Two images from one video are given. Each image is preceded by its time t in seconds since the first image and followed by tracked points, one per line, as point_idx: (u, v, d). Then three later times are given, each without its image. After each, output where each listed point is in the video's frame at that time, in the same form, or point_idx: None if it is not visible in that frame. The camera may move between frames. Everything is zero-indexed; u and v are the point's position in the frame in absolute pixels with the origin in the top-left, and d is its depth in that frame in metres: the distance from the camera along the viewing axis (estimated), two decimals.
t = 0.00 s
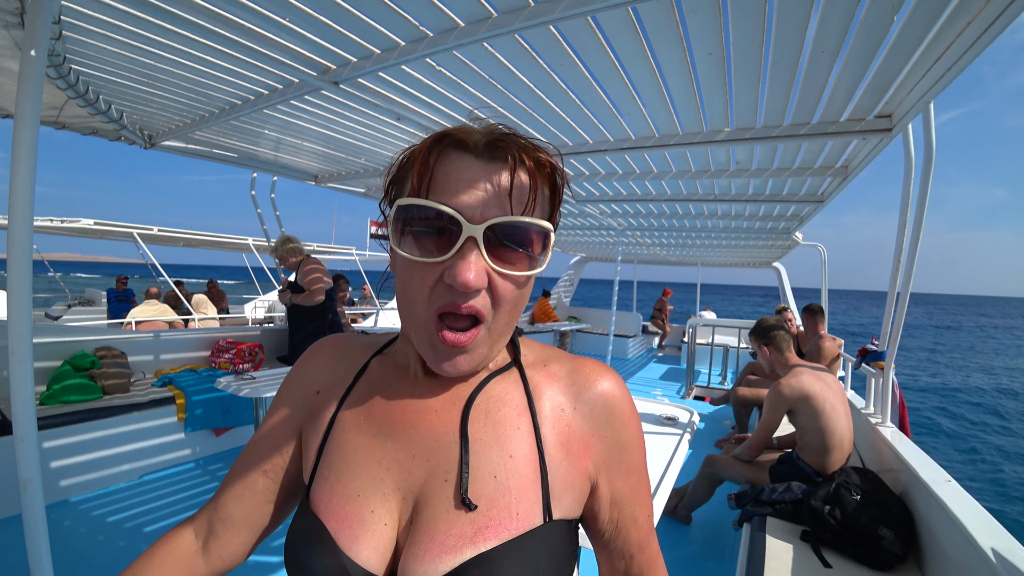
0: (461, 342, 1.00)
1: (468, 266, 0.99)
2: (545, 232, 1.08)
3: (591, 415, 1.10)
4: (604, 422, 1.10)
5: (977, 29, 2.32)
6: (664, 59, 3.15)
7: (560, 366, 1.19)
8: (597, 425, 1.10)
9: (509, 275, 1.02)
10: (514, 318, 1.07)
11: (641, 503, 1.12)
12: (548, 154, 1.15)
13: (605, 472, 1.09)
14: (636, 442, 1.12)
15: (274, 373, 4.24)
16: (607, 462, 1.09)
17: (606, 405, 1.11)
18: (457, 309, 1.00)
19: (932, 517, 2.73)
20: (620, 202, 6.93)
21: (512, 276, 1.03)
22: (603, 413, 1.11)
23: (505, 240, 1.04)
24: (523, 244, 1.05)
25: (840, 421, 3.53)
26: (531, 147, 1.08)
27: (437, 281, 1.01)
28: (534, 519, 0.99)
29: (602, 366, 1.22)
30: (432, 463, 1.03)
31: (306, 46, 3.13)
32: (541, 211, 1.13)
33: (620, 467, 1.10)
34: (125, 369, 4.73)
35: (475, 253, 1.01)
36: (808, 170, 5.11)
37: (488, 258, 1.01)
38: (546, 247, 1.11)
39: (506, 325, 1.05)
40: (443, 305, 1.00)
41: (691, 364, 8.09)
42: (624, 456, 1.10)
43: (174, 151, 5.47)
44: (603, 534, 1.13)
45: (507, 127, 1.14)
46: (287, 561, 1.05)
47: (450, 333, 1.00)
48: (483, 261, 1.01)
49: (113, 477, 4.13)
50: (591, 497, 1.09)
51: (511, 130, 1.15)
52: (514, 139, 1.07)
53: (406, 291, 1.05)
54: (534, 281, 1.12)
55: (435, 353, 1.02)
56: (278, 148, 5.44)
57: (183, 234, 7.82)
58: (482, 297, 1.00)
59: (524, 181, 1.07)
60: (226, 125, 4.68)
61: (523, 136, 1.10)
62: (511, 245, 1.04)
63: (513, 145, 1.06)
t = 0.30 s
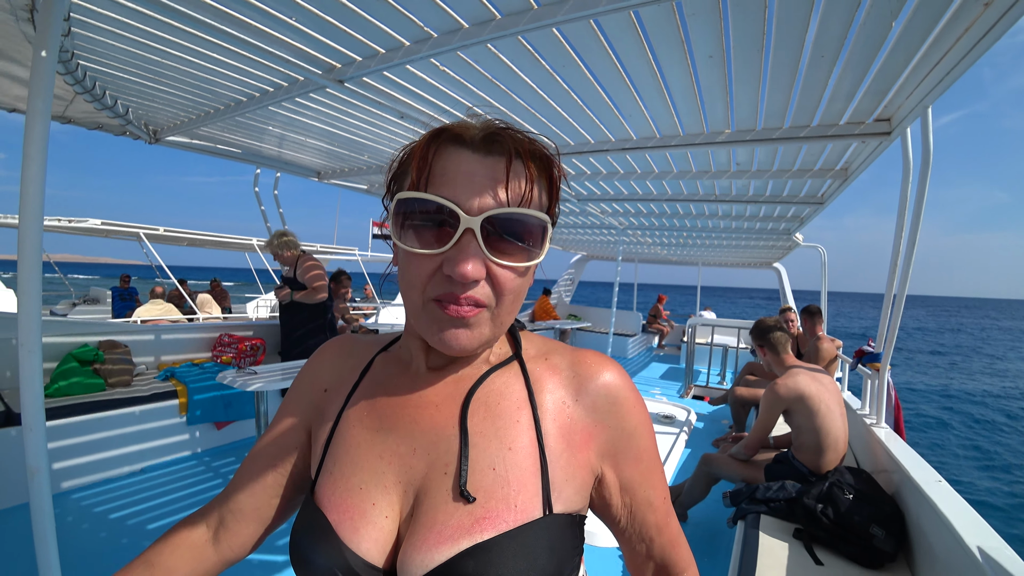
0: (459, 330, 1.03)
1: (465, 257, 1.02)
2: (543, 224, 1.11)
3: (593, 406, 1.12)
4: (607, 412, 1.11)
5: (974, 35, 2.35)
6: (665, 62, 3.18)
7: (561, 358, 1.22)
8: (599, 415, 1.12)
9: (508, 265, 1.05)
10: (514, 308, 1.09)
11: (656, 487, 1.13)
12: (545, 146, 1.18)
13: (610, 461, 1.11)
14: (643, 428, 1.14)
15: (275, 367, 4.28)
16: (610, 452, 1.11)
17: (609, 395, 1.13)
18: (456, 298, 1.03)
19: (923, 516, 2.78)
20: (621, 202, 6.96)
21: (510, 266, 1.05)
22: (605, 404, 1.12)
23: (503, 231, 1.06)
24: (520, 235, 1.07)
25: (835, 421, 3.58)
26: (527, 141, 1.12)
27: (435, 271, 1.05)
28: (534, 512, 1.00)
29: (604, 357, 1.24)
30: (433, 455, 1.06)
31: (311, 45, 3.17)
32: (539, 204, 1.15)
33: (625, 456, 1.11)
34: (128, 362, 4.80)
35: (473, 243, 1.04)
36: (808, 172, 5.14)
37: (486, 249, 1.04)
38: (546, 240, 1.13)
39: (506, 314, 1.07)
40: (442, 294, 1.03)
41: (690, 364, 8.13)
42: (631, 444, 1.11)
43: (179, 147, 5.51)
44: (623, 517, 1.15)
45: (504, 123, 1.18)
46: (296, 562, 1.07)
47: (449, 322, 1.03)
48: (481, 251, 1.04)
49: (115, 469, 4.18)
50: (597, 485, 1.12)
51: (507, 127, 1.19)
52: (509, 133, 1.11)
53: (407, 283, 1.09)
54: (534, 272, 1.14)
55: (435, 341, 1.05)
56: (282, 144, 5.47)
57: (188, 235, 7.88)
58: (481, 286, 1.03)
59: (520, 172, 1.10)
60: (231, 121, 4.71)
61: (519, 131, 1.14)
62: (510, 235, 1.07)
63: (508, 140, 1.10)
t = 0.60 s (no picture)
0: (470, 335, 1.07)
1: (475, 264, 1.05)
2: (553, 228, 1.13)
3: (603, 406, 1.13)
4: (617, 412, 1.12)
5: (968, 44, 2.41)
6: (664, 67, 3.22)
7: (571, 358, 1.23)
8: (609, 416, 1.12)
9: (518, 272, 1.08)
10: (523, 312, 1.12)
11: (657, 494, 1.15)
12: (556, 149, 1.19)
13: (619, 462, 1.11)
14: (652, 429, 1.14)
15: (274, 365, 4.30)
16: (620, 453, 1.11)
17: (619, 395, 1.13)
18: (466, 304, 1.06)
19: (913, 517, 2.83)
20: (620, 204, 7.00)
21: (520, 273, 1.08)
22: (615, 404, 1.13)
23: (513, 237, 1.09)
24: (530, 241, 1.10)
25: (829, 423, 3.61)
26: (536, 144, 1.13)
27: (445, 276, 1.08)
28: (544, 512, 1.01)
29: (615, 357, 1.24)
30: (442, 456, 1.08)
31: (314, 46, 3.21)
32: (548, 206, 1.17)
33: (634, 457, 1.12)
34: (128, 361, 4.78)
35: (483, 250, 1.07)
36: (806, 176, 5.18)
37: (496, 255, 1.07)
38: (555, 243, 1.15)
39: (516, 319, 1.10)
40: (453, 300, 1.07)
41: (687, 366, 8.17)
42: (640, 445, 1.12)
43: (180, 144, 5.52)
44: (624, 525, 1.15)
45: (514, 124, 1.19)
46: (302, 560, 1.12)
47: (460, 328, 1.06)
48: (491, 259, 1.07)
49: (115, 465, 4.21)
50: (605, 489, 1.11)
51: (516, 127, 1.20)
52: (518, 136, 1.12)
53: (417, 287, 1.12)
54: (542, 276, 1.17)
55: (445, 345, 1.08)
56: (282, 143, 5.49)
57: (189, 237, 7.92)
58: (491, 294, 1.06)
59: (531, 178, 1.12)
60: (232, 120, 4.73)
61: (529, 133, 1.15)
62: (520, 241, 1.09)
63: (517, 143, 1.11)
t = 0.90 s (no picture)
0: (473, 337, 1.04)
1: (475, 265, 1.04)
2: (553, 229, 1.12)
3: (610, 410, 1.11)
4: (624, 416, 1.11)
5: (949, 50, 2.47)
6: (653, 74, 3.28)
7: (576, 362, 1.21)
8: (615, 419, 1.11)
9: (519, 272, 1.06)
10: (527, 314, 1.10)
11: (666, 500, 1.13)
12: (551, 152, 1.19)
13: (627, 467, 1.09)
14: (659, 432, 1.13)
15: (270, 371, 4.31)
16: (628, 457, 1.09)
17: (625, 399, 1.12)
18: (468, 306, 1.05)
19: (903, 516, 2.86)
20: (614, 208, 7.07)
21: (521, 273, 1.07)
22: (621, 407, 1.12)
23: (513, 238, 1.08)
24: (529, 241, 1.09)
25: (821, 423, 3.66)
26: (531, 146, 1.13)
27: (446, 280, 1.07)
28: (554, 518, 1.01)
29: (620, 360, 1.23)
30: (450, 464, 1.07)
31: (308, 55, 3.25)
32: (547, 208, 1.17)
33: (642, 461, 1.10)
34: (123, 367, 4.79)
35: (483, 252, 1.06)
36: (797, 179, 5.24)
37: (497, 256, 1.06)
38: (556, 244, 1.14)
39: (520, 320, 1.08)
40: (455, 303, 1.05)
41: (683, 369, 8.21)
42: (648, 448, 1.10)
43: (175, 152, 5.54)
44: (632, 531, 1.13)
45: (508, 129, 1.20)
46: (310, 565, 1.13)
47: (462, 330, 1.05)
48: (491, 259, 1.06)
49: (111, 471, 4.21)
50: (614, 494, 1.10)
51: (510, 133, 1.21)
52: (513, 139, 1.13)
53: (418, 293, 1.10)
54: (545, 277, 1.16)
55: (449, 349, 1.07)
56: (277, 150, 5.52)
57: (186, 248, 7.95)
58: (493, 295, 1.05)
59: (527, 179, 1.12)
60: (227, 127, 4.76)
61: (523, 137, 1.16)
62: (520, 242, 1.08)
63: (512, 146, 1.12)
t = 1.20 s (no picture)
0: (470, 353, 1.07)
1: (472, 281, 1.06)
2: (547, 246, 1.14)
3: (603, 420, 1.13)
4: (616, 425, 1.12)
5: (928, 57, 2.54)
6: (641, 84, 3.34)
7: (569, 374, 1.23)
8: (608, 429, 1.12)
9: (514, 288, 1.09)
10: (522, 330, 1.13)
11: (662, 508, 1.14)
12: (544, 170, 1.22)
13: (620, 475, 1.10)
14: (651, 441, 1.14)
15: (265, 381, 4.31)
16: (622, 466, 1.10)
17: (617, 409, 1.13)
18: (465, 322, 1.07)
19: (894, 516, 2.90)
20: (606, 215, 7.13)
21: (516, 289, 1.09)
22: (613, 417, 1.13)
23: (509, 254, 1.10)
24: (525, 258, 1.11)
25: (814, 427, 3.68)
26: (527, 165, 1.16)
27: (445, 296, 1.09)
28: (548, 526, 1.01)
29: (613, 372, 1.24)
30: (446, 475, 1.07)
31: (301, 68, 3.30)
32: (540, 226, 1.19)
33: (636, 469, 1.11)
34: (117, 377, 4.78)
35: (479, 269, 1.08)
36: (785, 184, 5.31)
37: (493, 273, 1.08)
38: (550, 261, 1.16)
39: (514, 335, 1.11)
40: (452, 319, 1.07)
41: (678, 373, 8.25)
42: (641, 457, 1.12)
43: (169, 163, 5.56)
44: (630, 538, 1.14)
45: (504, 148, 1.23)
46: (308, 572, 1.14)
47: (459, 345, 1.07)
48: (487, 276, 1.08)
49: (105, 484, 4.19)
50: (609, 503, 1.11)
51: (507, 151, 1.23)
52: (510, 158, 1.15)
53: (416, 308, 1.12)
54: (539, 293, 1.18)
55: (447, 364, 1.08)
56: (271, 161, 5.55)
57: (182, 260, 7.96)
58: (489, 311, 1.07)
59: (523, 197, 1.14)
60: (221, 139, 4.79)
61: (519, 156, 1.19)
62: (516, 259, 1.10)
63: (509, 165, 1.14)
